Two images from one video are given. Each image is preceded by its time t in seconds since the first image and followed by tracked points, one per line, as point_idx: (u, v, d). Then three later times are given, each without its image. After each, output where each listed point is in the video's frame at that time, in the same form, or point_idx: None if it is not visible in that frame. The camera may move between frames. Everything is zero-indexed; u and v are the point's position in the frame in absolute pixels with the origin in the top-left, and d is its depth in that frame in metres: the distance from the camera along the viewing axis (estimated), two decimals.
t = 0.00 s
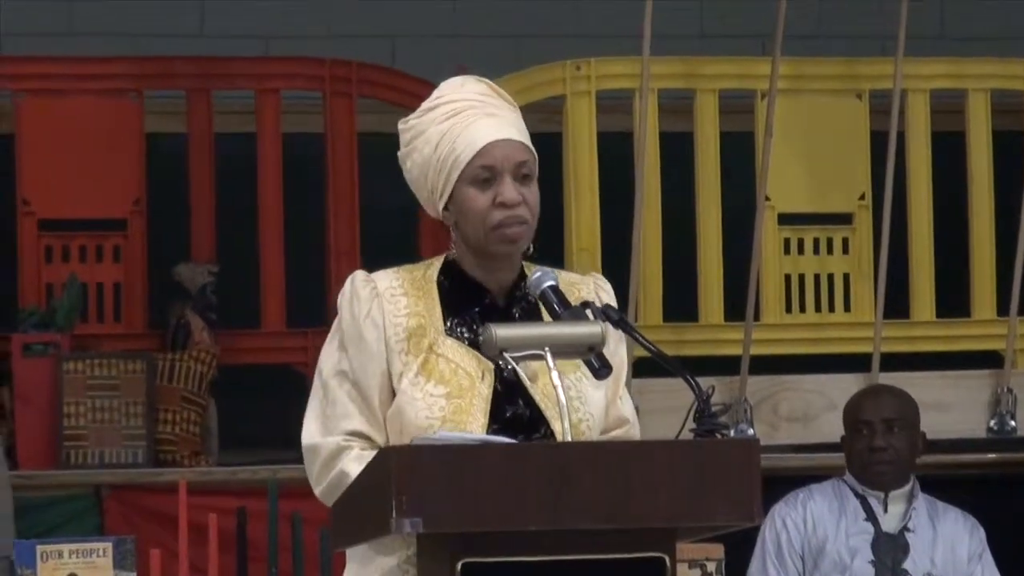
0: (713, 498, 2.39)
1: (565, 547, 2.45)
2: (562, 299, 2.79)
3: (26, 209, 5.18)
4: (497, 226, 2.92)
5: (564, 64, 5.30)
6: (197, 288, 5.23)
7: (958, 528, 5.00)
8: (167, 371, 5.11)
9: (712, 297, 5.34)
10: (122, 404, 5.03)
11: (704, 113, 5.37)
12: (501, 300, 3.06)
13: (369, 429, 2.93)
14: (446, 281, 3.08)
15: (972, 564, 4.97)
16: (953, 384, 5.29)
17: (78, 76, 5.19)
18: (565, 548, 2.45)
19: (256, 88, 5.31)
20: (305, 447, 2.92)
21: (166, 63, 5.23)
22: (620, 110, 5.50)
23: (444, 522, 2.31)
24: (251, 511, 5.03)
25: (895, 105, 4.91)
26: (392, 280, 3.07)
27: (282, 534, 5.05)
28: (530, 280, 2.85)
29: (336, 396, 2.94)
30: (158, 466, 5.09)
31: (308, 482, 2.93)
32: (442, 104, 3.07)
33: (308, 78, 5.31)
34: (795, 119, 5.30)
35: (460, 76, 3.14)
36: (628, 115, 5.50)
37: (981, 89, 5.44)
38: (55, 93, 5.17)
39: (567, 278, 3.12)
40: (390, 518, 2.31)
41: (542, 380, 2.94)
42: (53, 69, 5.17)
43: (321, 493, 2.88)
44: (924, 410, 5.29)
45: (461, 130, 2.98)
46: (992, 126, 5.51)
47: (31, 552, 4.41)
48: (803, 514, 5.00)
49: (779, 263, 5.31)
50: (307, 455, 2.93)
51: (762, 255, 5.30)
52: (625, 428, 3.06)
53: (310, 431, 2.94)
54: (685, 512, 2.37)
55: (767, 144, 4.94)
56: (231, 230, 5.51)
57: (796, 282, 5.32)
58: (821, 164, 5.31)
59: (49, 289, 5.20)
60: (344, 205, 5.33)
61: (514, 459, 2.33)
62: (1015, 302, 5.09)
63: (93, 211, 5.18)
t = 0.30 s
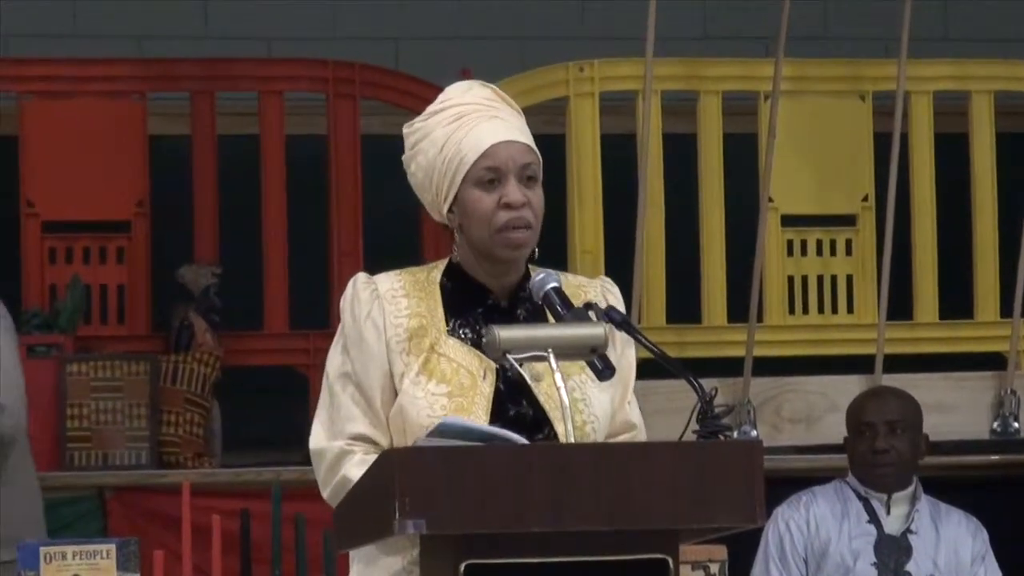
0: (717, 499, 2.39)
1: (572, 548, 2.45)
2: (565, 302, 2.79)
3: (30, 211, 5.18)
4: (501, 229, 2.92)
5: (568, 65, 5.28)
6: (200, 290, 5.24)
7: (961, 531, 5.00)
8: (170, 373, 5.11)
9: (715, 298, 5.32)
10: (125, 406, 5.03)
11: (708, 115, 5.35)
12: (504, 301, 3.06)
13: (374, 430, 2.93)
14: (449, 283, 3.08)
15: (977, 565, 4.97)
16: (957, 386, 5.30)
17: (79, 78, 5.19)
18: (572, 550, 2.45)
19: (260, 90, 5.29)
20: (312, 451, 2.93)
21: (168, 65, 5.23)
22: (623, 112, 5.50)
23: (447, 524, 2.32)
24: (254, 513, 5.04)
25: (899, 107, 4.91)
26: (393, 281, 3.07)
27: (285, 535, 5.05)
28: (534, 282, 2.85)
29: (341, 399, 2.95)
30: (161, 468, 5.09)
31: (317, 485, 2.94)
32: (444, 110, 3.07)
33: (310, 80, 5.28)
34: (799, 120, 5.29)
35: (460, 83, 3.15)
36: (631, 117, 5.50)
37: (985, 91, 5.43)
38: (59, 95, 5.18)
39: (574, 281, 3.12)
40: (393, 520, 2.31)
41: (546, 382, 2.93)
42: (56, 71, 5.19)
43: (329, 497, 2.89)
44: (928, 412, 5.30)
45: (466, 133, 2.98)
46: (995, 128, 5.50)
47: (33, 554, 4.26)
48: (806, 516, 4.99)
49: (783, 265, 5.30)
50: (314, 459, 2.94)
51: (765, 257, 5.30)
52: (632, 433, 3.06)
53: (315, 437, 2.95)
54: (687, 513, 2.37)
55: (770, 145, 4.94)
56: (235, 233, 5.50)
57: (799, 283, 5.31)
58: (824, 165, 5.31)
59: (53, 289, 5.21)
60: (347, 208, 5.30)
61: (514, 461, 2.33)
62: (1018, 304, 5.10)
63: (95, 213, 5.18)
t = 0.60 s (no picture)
0: (718, 500, 2.39)
1: (574, 549, 2.46)
2: (566, 303, 2.79)
3: (32, 212, 5.18)
4: (505, 232, 2.92)
5: (569, 66, 5.30)
6: (201, 291, 5.23)
7: (963, 532, 5.00)
8: (172, 375, 5.13)
9: (716, 298, 5.34)
10: (127, 408, 5.07)
11: (708, 116, 5.39)
12: (502, 301, 3.06)
13: (373, 432, 2.93)
14: (450, 285, 3.07)
15: (977, 566, 4.96)
16: (957, 387, 5.30)
17: (81, 80, 5.20)
18: (576, 551, 2.46)
19: (262, 93, 5.33)
20: (313, 455, 2.93)
21: (170, 67, 5.26)
22: (624, 113, 5.50)
23: (447, 525, 2.32)
24: (256, 514, 5.03)
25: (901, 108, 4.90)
26: (391, 283, 3.08)
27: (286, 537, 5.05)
28: (535, 284, 2.85)
29: (340, 401, 2.95)
30: (163, 469, 5.11)
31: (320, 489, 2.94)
32: (450, 111, 3.06)
33: (312, 82, 5.32)
34: (799, 121, 5.30)
35: (466, 83, 3.14)
36: (632, 118, 5.50)
37: (984, 92, 5.44)
38: (60, 97, 5.18)
39: (575, 282, 3.13)
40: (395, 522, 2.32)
41: (545, 383, 2.92)
42: (56, 73, 5.19)
43: (330, 499, 2.89)
44: (929, 414, 5.31)
45: (472, 135, 2.98)
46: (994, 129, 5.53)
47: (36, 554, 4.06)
48: (807, 517, 4.98)
49: (784, 266, 5.31)
50: (316, 462, 2.94)
51: (767, 257, 5.30)
52: (636, 435, 3.05)
53: (316, 439, 2.95)
54: (689, 514, 2.37)
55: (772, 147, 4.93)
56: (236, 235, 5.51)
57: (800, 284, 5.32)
58: (826, 167, 5.31)
59: (54, 291, 5.22)
60: (348, 209, 5.31)
61: (515, 461, 2.33)
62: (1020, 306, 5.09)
63: (96, 216, 5.18)
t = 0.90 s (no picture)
0: (716, 501, 2.40)
1: (573, 551, 2.46)
2: (566, 305, 2.79)
3: (32, 215, 5.18)
4: (507, 243, 2.93)
5: (569, 69, 5.30)
6: (202, 293, 5.25)
7: (963, 534, 4.99)
8: (172, 378, 5.13)
9: (716, 300, 5.33)
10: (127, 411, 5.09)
11: (709, 118, 5.37)
12: (494, 304, 3.07)
13: (370, 440, 2.93)
14: (441, 290, 3.08)
15: (978, 568, 4.96)
16: (957, 388, 5.31)
17: (82, 82, 5.20)
18: (574, 552, 2.46)
19: (263, 95, 5.32)
20: (311, 467, 2.93)
21: (171, 70, 5.25)
22: (624, 116, 5.50)
23: (448, 528, 2.33)
24: (257, 516, 5.03)
25: (902, 109, 4.90)
26: (383, 290, 3.09)
27: (287, 540, 5.05)
28: (534, 287, 2.86)
29: (336, 411, 2.95)
30: (164, 472, 5.09)
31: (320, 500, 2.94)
32: (456, 111, 3.05)
33: (311, 85, 5.31)
34: (800, 124, 5.31)
35: (470, 80, 3.13)
36: (632, 120, 5.50)
37: (984, 94, 5.44)
38: (61, 100, 5.19)
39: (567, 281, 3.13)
40: (395, 526, 2.32)
41: (543, 384, 2.95)
42: (57, 76, 5.19)
43: (331, 510, 2.89)
44: (929, 416, 5.31)
45: (480, 141, 2.98)
46: (995, 131, 5.52)
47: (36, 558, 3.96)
48: (808, 519, 4.98)
49: (784, 268, 5.31)
50: (315, 473, 2.94)
51: (767, 258, 5.31)
52: (632, 433, 3.05)
53: (313, 451, 2.95)
54: (689, 515, 2.39)
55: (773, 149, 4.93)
56: (236, 237, 5.51)
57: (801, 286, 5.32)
58: (826, 169, 5.31)
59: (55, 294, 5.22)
60: (348, 211, 5.31)
61: (514, 465, 2.35)
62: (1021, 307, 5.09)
63: (96, 218, 5.19)
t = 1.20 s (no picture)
0: (716, 503, 2.40)
1: (572, 554, 2.46)
2: (565, 307, 2.80)
3: (32, 219, 5.18)
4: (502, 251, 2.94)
5: (568, 72, 5.28)
6: (201, 297, 5.23)
7: (963, 536, 4.99)
8: (172, 382, 5.12)
9: (716, 303, 5.31)
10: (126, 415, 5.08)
11: (709, 120, 5.34)
12: (490, 306, 3.07)
13: (368, 445, 2.93)
14: (436, 294, 3.07)
15: (978, 571, 4.95)
16: (957, 390, 5.30)
17: (81, 86, 5.19)
18: (575, 556, 2.46)
19: (263, 98, 5.30)
20: (310, 474, 2.93)
21: (170, 73, 5.25)
22: (622, 118, 5.50)
23: (447, 532, 2.33)
24: (257, 519, 5.03)
25: (902, 111, 4.89)
26: (378, 295, 3.08)
27: (287, 544, 5.04)
28: (534, 290, 2.86)
29: (334, 417, 2.95)
30: (164, 476, 5.09)
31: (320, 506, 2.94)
32: (454, 114, 3.05)
33: (310, 88, 5.29)
34: (801, 126, 5.30)
35: (468, 82, 3.13)
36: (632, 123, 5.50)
37: (984, 96, 5.43)
38: (61, 103, 5.18)
39: (564, 283, 3.13)
40: (394, 531, 2.33)
41: (541, 386, 2.95)
42: (56, 80, 5.19)
43: (331, 516, 2.89)
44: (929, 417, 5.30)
45: (477, 147, 2.97)
46: (995, 132, 5.51)
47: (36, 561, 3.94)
48: (808, 522, 4.98)
49: (784, 270, 5.30)
50: (313, 479, 2.94)
51: (767, 260, 5.31)
52: (629, 434, 3.05)
53: (311, 457, 2.95)
54: (688, 518, 2.39)
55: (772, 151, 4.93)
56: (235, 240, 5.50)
57: (800, 289, 5.31)
58: (825, 171, 5.31)
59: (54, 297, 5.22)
60: (348, 214, 5.31)
61: (513, 469, 2.35)
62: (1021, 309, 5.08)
63: (95, 222, 5.18)
